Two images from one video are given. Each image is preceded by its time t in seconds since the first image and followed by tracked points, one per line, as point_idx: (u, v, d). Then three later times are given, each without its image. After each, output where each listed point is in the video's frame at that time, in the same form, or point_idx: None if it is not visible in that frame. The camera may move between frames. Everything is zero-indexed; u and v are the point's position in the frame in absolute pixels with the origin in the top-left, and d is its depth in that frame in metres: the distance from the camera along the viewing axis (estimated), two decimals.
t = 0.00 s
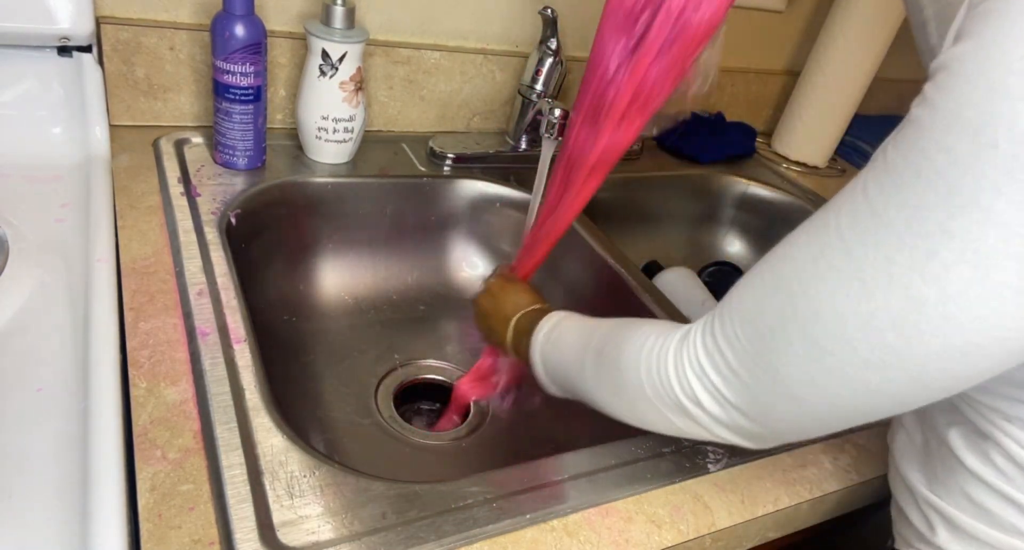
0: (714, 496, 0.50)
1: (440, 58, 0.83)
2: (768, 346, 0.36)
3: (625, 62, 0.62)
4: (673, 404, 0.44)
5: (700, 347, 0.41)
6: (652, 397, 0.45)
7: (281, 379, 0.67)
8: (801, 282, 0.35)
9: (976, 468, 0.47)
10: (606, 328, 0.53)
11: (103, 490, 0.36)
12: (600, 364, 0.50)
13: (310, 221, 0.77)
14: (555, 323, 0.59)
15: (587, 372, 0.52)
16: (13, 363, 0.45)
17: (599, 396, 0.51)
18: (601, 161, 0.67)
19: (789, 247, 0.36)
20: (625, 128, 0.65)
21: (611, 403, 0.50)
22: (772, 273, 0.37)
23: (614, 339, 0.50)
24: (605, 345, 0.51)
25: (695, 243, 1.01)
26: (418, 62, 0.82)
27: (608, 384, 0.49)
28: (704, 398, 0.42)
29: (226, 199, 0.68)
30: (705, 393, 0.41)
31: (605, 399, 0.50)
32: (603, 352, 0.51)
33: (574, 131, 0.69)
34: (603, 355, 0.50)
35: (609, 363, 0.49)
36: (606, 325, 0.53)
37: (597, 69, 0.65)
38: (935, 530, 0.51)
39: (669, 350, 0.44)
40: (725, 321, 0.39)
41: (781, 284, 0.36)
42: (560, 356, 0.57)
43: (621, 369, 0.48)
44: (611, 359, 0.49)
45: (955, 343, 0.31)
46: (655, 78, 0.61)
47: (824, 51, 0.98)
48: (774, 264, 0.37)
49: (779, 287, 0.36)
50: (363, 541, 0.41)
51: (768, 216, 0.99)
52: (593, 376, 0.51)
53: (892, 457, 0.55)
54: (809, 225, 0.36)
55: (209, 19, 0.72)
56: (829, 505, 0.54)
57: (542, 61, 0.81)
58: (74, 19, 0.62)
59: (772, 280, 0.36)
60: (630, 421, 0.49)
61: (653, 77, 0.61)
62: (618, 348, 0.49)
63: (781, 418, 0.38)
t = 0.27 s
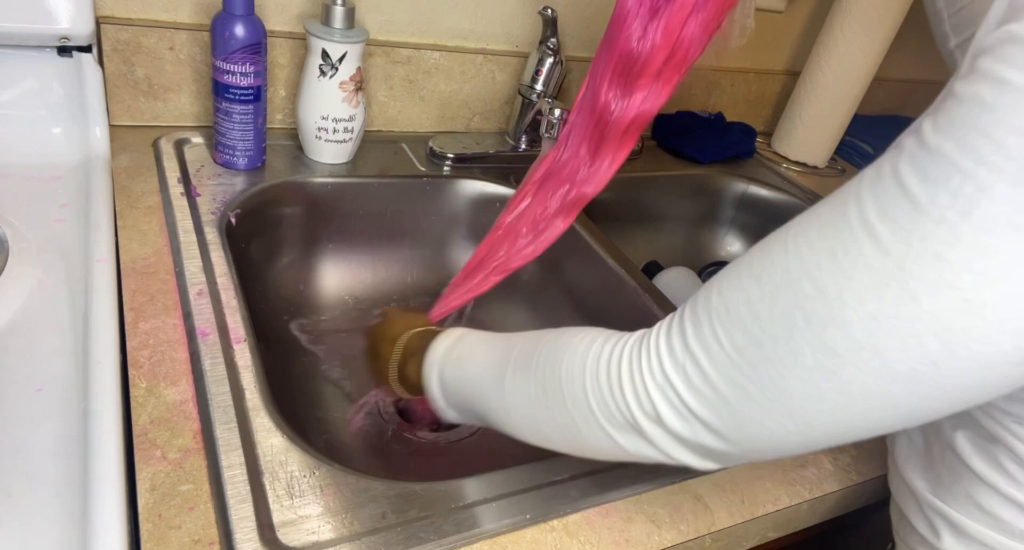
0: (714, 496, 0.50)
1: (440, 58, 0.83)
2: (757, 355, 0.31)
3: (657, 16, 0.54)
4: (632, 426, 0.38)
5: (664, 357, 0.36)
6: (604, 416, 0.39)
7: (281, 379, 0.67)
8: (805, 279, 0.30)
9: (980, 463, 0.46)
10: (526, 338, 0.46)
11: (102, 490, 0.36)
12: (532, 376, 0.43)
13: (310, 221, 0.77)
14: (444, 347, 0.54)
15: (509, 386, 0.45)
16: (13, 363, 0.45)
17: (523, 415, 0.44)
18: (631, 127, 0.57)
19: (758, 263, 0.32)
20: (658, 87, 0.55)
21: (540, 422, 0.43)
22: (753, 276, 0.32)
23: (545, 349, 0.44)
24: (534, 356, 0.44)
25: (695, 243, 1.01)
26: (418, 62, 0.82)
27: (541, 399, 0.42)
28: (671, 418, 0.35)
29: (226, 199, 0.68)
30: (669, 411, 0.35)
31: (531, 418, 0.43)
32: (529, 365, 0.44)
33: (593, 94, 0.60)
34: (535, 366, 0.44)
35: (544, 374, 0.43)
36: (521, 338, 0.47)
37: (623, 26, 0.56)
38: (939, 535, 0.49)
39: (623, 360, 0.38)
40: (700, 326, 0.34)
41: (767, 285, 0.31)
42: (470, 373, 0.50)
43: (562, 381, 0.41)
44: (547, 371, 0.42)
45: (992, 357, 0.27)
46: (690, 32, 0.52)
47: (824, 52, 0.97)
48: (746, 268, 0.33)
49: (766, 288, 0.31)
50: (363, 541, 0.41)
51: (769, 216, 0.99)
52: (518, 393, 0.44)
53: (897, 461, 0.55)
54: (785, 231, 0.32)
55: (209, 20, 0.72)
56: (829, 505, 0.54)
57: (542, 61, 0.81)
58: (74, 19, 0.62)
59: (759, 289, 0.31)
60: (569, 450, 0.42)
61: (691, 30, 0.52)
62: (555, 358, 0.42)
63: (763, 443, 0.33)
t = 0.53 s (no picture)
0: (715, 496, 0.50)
1: (440, 58, 0.83)
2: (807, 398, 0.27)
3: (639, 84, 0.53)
4: (636, 469, 0.32)
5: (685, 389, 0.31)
6: (602, 452, 0.33)
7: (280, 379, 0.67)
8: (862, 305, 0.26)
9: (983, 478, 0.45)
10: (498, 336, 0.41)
11: (102, 491, 0.36)
12: (513, 383, 0.37)
13: (312, 222, 0.77)
14: (383, 329, 0.45)
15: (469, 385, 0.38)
16: (12, 363, 0.45)
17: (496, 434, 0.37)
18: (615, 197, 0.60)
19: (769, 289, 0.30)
20: (641, 158, 0.56)
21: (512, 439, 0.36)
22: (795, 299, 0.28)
23: (535, 357, 0.37)
24: (511, 361, 0.38)
25: (695, 243, 1.01)
26: (418, 62, 0.82)
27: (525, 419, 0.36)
28: (689, 466, 0.31)
29: (226, 199, 0.68)
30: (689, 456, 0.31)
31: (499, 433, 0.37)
32: (501, 369, 0.38)
33: (577, 158, 0.60)
34: (514, 374, 0.37)
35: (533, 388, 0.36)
36: (486, 336, 0.41)
37: (606, 101, 0.55)
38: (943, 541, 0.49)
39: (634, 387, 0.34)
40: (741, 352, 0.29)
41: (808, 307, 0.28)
42: (411, 366, 0.41)
43: (558, 403, 0.35)
44: (537, 382, 0.36)
45: None
46: (670, 105, 0.53)
47: (824, 52, 0.98)
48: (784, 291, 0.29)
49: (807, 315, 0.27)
50: (363, 541, 0.41)
51: (769, 216, 0.99)
52: (490, 402, 0.37)
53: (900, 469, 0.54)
54: (820, 253, 0.29)
55: (209, 20, 0.72)
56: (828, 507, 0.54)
57: (542, 61, 0.81)
58: (74, 20, 0.62)
59: (821, 319, 0.27)
60: (534, 483, 0.36)
61: (672, 102, 0.53)
62: (549, 372, 0.36)
63: (803, 506, 0.28)
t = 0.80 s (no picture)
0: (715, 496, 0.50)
1: (440, 58, 0.83)
2: (906, 467, 0.27)
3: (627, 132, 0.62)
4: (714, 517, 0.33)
5: (773, 441, 0.31)
6: (676, 500, 0.34)
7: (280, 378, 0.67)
8: (968, 368, 0.26)
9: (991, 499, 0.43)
10: (554, 337, 0.40)
11: (103, 490, 0.36)
12: (580, 409, 0.36)
13: (312, 222, 0.77)
14: (422, 291, 0.44)
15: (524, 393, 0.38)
16: (12, 363, 0.45)
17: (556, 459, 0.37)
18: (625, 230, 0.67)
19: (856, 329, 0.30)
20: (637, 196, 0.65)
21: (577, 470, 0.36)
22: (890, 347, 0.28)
23: (605, 378, 0.37)
24: (575, 380, 0.37)
25: (696, 243, 1.01)
26: (418, 62, 0.82)
27: (591, 452, 0.36)
28: (773, 524, 0.31)
29: (226, 199, 0.68)
30: (775, 517, 0.31)
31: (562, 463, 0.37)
32: (564, 382, 0.37)
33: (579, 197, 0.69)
34: (581, 394, 0.37)
35: (603, 413, 0.36)
36: (541, 331, 0.40)
37: (598, 147, 0.63)
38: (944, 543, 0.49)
39: (713, 433, 0.34)
40: (837, 410, 0.29)
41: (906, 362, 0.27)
42: (453, 349, 0.40)
43: (632, 441, 0.35)
44: (608, 410, 0.36)
45: None
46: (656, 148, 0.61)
47: (824, 51, 0.98)
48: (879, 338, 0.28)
49: (905, 369, 0.27)
50: (364, 541, 0.41)
51: (769, 216, 0.99)
52: (551, 419, 0.37)
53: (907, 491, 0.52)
54: (916, 297, 0.28)
55: (209, 20, 0.72)
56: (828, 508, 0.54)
57: (542, 61, 0.81)
58: (74, 20, 0.62)
59: (922, 379, 0.26)
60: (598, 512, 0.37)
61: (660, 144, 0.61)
62: (627, 402, 0.36)
63: None
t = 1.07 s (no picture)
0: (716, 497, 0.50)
1: (440, 58, 0.83)
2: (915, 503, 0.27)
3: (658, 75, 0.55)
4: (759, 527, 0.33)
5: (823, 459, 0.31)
6: (730, 505, 0.35)
7: (280, 378, 0.67)
8: (958, 411, 0.26)
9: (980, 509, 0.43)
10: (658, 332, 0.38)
11: (103, 491, 0.36)
12: (665, 410, 0.37)
13: (312, 221, 0.77)
14: (564, 261, 0.42)
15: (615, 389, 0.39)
16: (13, 363, 0.45)
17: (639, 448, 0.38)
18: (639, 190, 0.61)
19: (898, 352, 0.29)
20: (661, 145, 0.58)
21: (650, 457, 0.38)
22: (917, 380, 0.28)
23: (696, 385, 0.36)
24: (672, 380, 0.37)
25: (696, 243, 1.01)
26: (418, 62, 0.82)
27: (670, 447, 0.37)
28: (807, 546, 0.31)
29: (226, 199, 0.68)
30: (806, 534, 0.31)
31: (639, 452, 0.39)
32: (659, 384, 0.37)
33: (594, 154, 0.62)
34: (671, 395, 0.37)
35: (686, 416, 0.36)
36: (659, 325, 0.38)
37: (621, 94, 0.57)
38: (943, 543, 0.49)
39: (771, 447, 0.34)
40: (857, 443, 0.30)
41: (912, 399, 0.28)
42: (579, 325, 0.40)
43: (707, 442, 0.35)
44: (691, 412, 0.36)
45: None
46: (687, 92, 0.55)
47: (824, 51, 0.98)
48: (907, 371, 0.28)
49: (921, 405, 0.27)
50: (364, 541, 0.41)
51: (769, 216, 0.99)
52: (637, 416, 0.38)
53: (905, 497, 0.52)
54: (917, 341, 0.29)
55: (209, 19, 0.72)
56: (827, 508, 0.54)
57: (542, 61, 0.81)
58: (74, 19, 0.62)
59: (921, 422, 0.27)
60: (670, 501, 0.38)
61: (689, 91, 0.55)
62: (716, 407, 0.35)
63: None
